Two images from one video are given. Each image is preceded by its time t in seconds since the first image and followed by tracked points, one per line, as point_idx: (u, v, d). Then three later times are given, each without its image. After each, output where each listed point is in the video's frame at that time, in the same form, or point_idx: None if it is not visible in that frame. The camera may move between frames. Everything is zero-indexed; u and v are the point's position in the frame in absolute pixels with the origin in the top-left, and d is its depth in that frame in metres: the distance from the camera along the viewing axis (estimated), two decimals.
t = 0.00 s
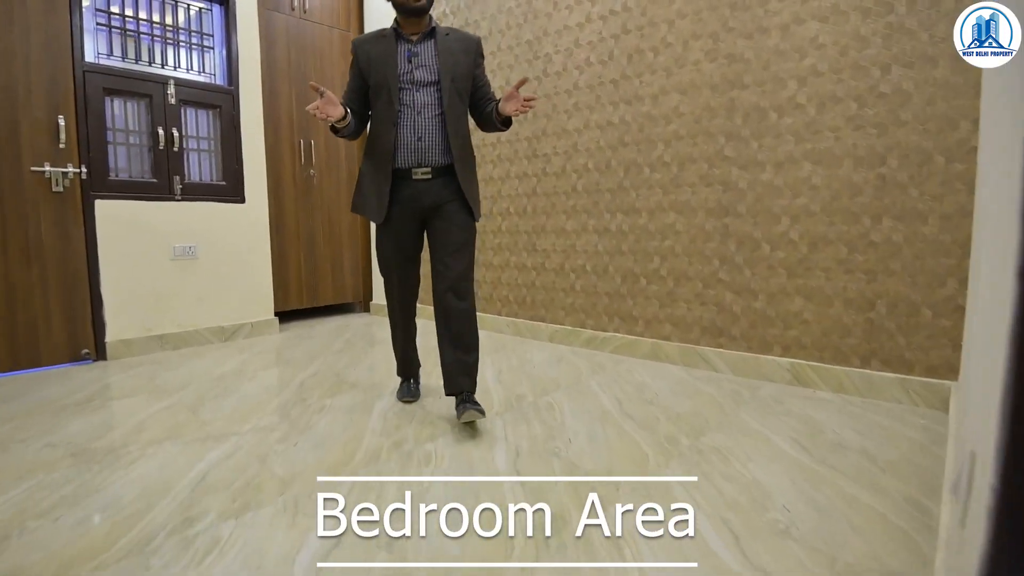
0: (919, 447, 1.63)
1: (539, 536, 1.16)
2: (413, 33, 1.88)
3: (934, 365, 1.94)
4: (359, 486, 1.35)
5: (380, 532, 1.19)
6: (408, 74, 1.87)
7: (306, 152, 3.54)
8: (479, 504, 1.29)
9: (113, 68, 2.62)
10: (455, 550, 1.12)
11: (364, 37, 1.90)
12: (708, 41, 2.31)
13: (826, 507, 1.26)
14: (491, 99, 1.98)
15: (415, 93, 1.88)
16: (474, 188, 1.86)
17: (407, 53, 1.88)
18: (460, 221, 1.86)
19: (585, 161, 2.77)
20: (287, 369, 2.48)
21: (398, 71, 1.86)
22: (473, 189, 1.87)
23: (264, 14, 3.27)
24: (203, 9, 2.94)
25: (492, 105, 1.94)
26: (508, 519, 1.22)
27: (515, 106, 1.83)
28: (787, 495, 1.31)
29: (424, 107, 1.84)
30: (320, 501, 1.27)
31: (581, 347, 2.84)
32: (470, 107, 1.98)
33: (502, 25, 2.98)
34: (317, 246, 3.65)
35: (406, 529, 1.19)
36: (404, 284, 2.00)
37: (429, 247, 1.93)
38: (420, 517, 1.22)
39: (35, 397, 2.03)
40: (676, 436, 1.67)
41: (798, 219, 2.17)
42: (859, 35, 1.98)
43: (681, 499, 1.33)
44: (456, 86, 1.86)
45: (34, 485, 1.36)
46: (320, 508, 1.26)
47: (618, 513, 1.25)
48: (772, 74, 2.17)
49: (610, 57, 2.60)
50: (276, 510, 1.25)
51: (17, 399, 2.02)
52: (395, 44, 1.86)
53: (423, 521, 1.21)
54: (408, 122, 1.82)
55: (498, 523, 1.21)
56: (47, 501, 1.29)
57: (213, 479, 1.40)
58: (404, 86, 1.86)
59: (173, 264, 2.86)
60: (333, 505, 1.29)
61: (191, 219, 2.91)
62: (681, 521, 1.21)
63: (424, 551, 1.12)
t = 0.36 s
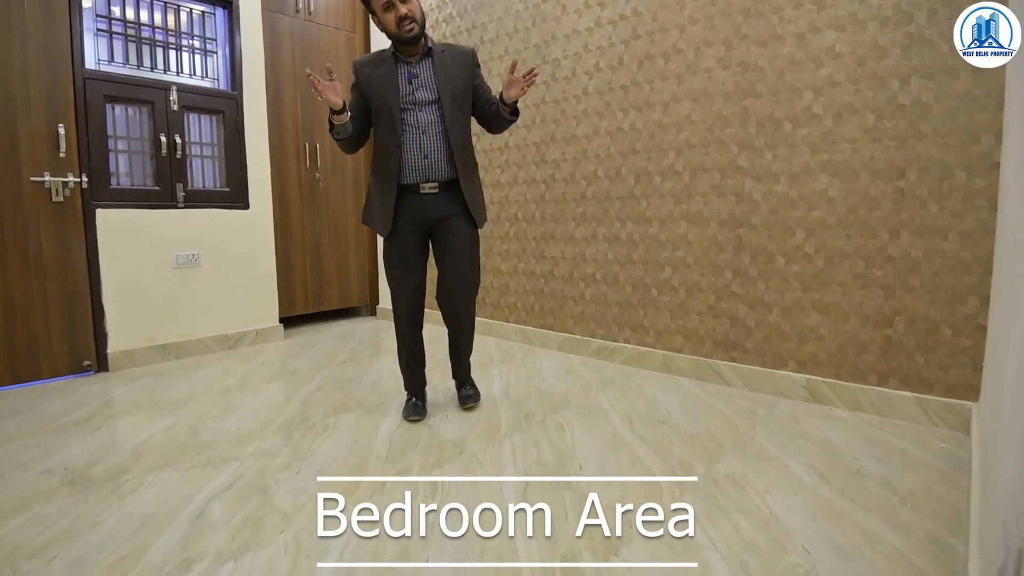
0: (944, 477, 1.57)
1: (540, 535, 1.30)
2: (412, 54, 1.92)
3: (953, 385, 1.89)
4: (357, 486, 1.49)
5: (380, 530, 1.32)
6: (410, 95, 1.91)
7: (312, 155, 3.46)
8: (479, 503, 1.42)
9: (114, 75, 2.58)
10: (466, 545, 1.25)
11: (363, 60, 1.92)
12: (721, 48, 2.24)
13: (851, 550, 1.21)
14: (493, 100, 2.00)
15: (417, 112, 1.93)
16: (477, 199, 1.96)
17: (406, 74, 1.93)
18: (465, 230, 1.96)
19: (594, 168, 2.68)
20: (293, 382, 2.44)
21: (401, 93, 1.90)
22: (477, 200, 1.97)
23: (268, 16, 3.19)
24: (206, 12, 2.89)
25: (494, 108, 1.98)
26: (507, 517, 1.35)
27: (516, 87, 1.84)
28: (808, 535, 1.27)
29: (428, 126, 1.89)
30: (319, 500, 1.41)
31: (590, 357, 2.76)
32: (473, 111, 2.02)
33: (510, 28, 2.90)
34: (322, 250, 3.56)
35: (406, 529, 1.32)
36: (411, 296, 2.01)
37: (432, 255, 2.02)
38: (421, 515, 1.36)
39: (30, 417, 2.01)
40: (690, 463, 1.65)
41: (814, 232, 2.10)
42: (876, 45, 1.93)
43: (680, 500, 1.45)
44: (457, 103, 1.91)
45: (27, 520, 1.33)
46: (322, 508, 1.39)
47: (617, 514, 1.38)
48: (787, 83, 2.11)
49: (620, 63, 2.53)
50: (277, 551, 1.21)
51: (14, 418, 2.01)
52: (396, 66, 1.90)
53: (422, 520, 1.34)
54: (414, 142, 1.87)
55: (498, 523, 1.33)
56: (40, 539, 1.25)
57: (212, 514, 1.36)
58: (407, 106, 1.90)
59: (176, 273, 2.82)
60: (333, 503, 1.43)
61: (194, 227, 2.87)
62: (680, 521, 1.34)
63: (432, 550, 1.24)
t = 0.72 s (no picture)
0: (953, 503, 1.57)
1: (541, 531, 1.46)
2: (442, 86, 2.14)
3: (962, 406, 1.88)
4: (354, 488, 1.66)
5: (379, 530, 1.49)
6: (438, 125, 2.14)
7: (317, 162, 3.42)
8: (478, 502, 1.59)
9: (120, 88, 2.57)
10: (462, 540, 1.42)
11: (398, 87, 2.13)
12: (729, 63, 2.23)
13: None
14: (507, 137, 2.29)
15: (443, 141, 2.15)
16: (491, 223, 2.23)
17: (436, 105, 2.15)
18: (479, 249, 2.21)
19: (602, 180, 2.66)
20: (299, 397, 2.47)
21: (431, 121, 2.12)
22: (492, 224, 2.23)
23: (273, 24, 3.16)
24: (211, 22, 2.87)
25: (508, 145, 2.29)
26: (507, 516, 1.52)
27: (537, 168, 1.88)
28: (816, 569, 1.28)
29: (454, 156, 2.12)
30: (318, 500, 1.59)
31: (597, 368, 2.74)
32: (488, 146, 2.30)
33: (516, 37, 2.88)
34: (328, 257, 3.53)
35: (406, 529, 1.48)
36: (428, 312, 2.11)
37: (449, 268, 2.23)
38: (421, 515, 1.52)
39: (37, 435, 2.10)
40: (698, 488, 1.66)
41: (822, 250, 2.09)
42: (886, 63, 1.92)
43: (679, 500, 1.61)
44: (480, 137, 2.16)
45: (38, 550, 1.38)
46: (323, 508, 1.57)
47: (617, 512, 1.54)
48: (796, 100, 2.10)
49: (627, 76, 2.52)
50: None
51: (23, 435, 2.10)
52: (428, 97, 2.12)
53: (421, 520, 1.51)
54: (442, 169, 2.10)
55: (498, 522, 1.49)
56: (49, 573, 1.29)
57: (222, 544, 1.40)
58: (435, 135, 2.12)
59: (182, 284, 2.82)
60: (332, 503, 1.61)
61: (200, 238, 2.86)
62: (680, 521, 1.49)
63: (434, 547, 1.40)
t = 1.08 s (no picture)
0: (957, 534, 1.58)
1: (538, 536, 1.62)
2: (471, 119, 2.33)
3: (968, 433, 1.88)
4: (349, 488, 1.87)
5: (378, 529, 1.67)
6: (462, 153, 2.32)
7: (324, 177, 3.43)
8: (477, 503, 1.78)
9: (127, 108, 2.59)
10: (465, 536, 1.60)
11: (430, 117, 2.34)
12: (735, 87, 2.24)
13: None
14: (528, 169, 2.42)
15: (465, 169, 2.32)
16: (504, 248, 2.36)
17: (462, 135, 2.33)
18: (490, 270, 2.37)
19: (608, 199, 2.67)
20: (308, 418, 2.48)
21: (454, 150, 2.30)
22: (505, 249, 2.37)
23: (280, 41, 3.17)
24: (219, 41, 2.89)
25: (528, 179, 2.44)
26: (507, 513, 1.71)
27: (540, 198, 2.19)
28: None
29: (471, 182, 2.29)
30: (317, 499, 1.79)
31: (603, 387, 2.75)
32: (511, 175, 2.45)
33: (523, 55, 2.89)
34: (334, 271, 3.54)
35: (405, 528, 1.65)
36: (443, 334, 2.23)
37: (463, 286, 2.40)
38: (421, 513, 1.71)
39: (46, 460, 2.15)
40: (705, 519, 1.68)
41: (828, 274, 2.10)
42: (893, 90, 1.92)
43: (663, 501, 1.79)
44: (498, 167, 2.30)
45: None
46: (324, 508, 1.77)
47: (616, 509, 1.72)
48: (802, 125, 2.10)
49: (633, 96, 2.52)
50: None
51: (33, 460, 2.15)
52: (455, 127, 2.31)
53: (421, 519, 1.68)
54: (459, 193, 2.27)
55: (496, 524, 1.67)
56: None
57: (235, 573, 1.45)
58: (457, 163, 2.30)
59: (191, 302, 2.86)
60: (332, 502, 1.81)
61: (207, 256, 2.89)
62: (681, 521, 1.66)
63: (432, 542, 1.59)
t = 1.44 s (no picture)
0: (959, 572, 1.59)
1: (534, 536, 1.81)
2: (468, 149, 2.38)
3: (972, 465, 1.89)
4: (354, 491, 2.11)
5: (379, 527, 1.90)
6: (460, 181, 2.38)
7: (330, 195, 3.45)
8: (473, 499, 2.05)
9: (136, 133, 2.61)
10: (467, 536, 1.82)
11: (431, 149, 2.43)
12: (740, 114, 2.24)
13: None
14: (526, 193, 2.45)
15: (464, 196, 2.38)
16: (505, 271, 2.38)
17: (461, 163, 2.39)
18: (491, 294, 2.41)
19: (613, 222, 2.68)
20: (314, 443, 2.56)
21: (452, 179, 2.37)
22: (506, 272, 2.39)
23: (287, 60, 3.19)
24: (226, 64, 2.92)
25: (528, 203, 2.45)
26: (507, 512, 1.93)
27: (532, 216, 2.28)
28: None
29: (468, 209, 2.36)
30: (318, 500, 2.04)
31: (609, 409, 2.77)
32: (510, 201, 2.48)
33: (528, 76, 2.90)
34: (340, 288, 3.57)
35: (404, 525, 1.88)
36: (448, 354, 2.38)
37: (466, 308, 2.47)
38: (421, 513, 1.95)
39: (59, 487, 2.23)
40: (709, 553, 1.70)
41: (833, 304, 2.11)
42: (898, 123, 1.92)
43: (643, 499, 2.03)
44: (494, 192, 2.34)
45: None
46: (324, 506, 2.04)
47: (615, 509, 1.95)
48: (807, 155, 2.11)
49: (638, 121, 2.53)
50: None
51: (47, 486, 2.24)
52: (453, 157, 2.37)
53: (420, 517, 1.93)
54: (457, 220, 2.34)
55: (493, 520, 1.89)
56: None
57: None
58: (455, 190, 2.36)
59: (198, 322, 2.89)
60: (331, 502, 2.07)
61: (215, 278, 2.92)
62: (681, 521, 1.87)
63: (432, 539, 1.81)
